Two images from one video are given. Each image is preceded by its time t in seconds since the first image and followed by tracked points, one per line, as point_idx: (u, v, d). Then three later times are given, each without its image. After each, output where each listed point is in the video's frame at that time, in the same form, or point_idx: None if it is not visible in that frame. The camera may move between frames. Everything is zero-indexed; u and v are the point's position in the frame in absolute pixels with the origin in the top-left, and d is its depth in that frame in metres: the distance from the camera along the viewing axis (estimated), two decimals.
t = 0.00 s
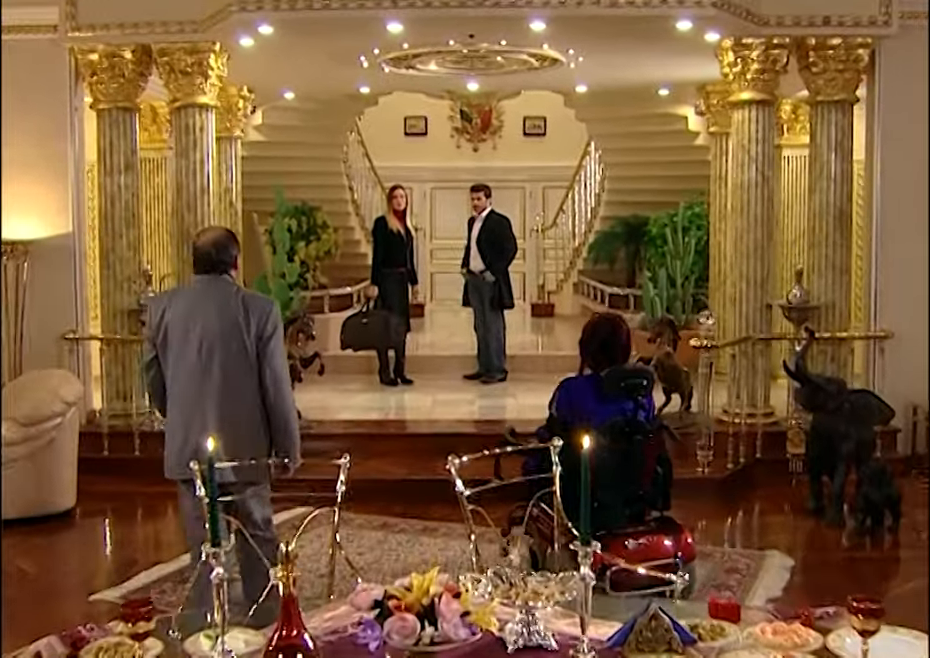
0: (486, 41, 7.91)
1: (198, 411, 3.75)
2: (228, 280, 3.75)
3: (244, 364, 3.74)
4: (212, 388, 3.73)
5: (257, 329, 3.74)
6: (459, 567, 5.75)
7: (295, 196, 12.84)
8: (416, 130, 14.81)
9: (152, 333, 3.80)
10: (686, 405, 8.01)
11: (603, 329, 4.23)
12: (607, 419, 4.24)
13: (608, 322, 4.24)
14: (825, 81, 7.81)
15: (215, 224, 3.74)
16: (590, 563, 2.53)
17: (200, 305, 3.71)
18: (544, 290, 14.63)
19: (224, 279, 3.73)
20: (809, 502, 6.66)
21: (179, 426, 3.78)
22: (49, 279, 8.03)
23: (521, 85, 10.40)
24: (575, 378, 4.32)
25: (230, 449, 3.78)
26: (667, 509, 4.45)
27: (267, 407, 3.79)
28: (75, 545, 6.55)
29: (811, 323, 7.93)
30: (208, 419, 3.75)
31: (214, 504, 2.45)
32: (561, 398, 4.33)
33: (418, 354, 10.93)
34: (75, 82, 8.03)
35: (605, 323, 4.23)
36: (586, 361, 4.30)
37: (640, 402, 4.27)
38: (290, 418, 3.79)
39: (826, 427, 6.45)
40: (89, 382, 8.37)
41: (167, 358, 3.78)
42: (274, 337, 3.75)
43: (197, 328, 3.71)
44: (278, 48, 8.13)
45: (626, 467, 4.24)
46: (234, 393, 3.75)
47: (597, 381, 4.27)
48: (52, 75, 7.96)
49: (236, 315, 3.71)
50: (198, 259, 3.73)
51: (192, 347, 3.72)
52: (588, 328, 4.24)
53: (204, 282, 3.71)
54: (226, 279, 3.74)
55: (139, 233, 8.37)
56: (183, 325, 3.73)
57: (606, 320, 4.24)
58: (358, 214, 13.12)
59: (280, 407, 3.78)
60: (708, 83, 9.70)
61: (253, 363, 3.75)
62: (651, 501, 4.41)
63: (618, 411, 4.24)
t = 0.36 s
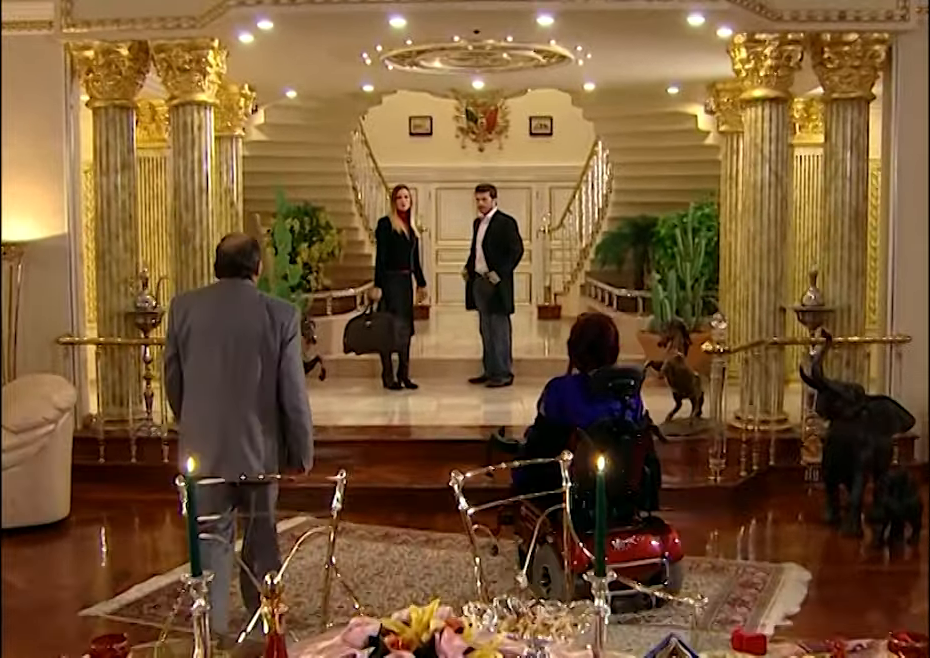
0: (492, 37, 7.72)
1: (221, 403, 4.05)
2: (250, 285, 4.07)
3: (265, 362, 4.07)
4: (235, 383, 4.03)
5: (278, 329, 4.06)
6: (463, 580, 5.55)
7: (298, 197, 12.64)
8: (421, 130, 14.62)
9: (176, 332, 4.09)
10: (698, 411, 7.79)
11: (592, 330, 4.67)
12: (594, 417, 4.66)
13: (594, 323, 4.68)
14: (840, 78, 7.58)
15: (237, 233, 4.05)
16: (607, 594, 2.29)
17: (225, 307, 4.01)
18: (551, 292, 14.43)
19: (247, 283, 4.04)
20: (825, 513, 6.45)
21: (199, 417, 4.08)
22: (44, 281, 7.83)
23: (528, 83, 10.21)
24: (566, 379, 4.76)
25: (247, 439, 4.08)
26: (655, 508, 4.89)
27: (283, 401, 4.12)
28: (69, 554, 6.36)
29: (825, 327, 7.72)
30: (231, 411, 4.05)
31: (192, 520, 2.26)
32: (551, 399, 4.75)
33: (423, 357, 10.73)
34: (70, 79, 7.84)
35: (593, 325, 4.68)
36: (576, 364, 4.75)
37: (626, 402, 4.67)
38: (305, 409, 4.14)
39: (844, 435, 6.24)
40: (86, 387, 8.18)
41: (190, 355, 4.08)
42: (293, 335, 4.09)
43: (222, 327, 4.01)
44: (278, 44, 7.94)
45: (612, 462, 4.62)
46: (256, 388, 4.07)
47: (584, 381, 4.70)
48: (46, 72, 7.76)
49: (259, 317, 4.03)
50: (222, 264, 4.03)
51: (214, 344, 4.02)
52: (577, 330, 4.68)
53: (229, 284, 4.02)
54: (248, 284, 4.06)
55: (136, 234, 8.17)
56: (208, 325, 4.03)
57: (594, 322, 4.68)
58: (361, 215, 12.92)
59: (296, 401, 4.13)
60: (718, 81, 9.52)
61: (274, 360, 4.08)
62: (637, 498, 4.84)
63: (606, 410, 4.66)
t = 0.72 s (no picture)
0: (494, 33, 7.55)
1: (233, 388, 4.30)
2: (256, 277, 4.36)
3: (273, 348, 4.36)
4: (247, 369, 4.29)
5: (285, 316, 4.36)
6: (465, 592, 5.37)
7: (299, 198, 12.48)
8: (423, 130, 14.45)
9: (186, 325, 4.33)
10: (705, 416, 7.61)
11: (578, 332, 4.75)
12: (579, 417, 4.77)
13: (580, 325, 4.76)
14: (851, 76, 7.43)
15: (240, 229, 4.37)
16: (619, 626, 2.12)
17: (235, 296, 4.30)
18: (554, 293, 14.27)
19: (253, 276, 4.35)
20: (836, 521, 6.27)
21: (212, 403, 4.33)
22: (36, 283, 7.66)
23: (531, 82, 10.04)
24: (552, 380, 4.86)
25: (259, 421, 4.34)
26: (641, 509, 4.94)
27: (289, 386, 4.42)
28: (61, 562, 6.20)
29: (835, 330, 7.55)
30: (243, 395, 4.31)
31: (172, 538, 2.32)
32: (536, 399, 4.86)
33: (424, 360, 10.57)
34: (63, 76, 7.66)
35: (578, 327, 4.75)
36: (562, 365, 4.84)
37: (611, 402, 4.77)
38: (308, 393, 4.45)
39: (857, 442, 6.06)
40: (79, 391, 8.02)
41: (200, 345, 4.33)
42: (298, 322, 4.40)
43: (234, 316, 4.29)
44: (276, 41, 7.76)
45: (598, 462, 4.70)
46: (265, 372, 4.34)
47: (569, 382, 4.80)
48: (39, 70, 7.58)
49: (267, 305, 4.33)
50: (227, 258, 4.32)
51: (227, 332, 4.30)
52: (562, 332, 4.77)
53: (237, 276, 4.30)
54: (254, 277, 4.35)
55: (131, 236, 8.02)
56: (219, 315, 4.30)
57: (580, 324, 4.76)
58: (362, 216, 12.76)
59: (301, 384, 4.43)
60: (725, 79, 9.35)
61: (281, 346, 4.37)
62: (624, 499, 4.90)
63: (591, 410, 4.76)
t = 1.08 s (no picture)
0: (496, 31, 7.43)
1: (217, 393, 4.22)
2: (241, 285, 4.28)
3: (258, 355, 4.26)
4: (229, 377, 4.21)
5: (269, 322, 4.26)
6: (466, 603, 5.24)
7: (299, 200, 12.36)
8: (425, 131, 14.34)
9: (172, 333, 4.29)
10: (710, 421, 7.48)
11: (564, 333, 4.84)
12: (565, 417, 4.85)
13: (566, 326, 4.85)
14: (860, 75, 7.29)
15: (228, 237, 4.29)
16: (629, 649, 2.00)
17: (219, 301, 4.23)
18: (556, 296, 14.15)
19: (237, 281, 4.26)
20: (844, 530, 6.14)
21: (197, 411, 4.26)
22: (29, 286, 7.53)
23: (534, 83, 9.93)
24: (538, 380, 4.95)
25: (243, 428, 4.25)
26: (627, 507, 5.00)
27: (276, 395, 4.31)
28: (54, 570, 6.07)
29: (843, 334, 7.42)
30: (227, 401, 4.22)
31: (153, 564, 2.34)
32: (522, 399, 4.95)
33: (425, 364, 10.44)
34: (58, 75, 7.56)
35: (565, 328, 4.84)
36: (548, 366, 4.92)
37: (596, 402, 4.86)
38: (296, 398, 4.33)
39: (866, 449, 5.93)
40: (74, 395, 7.90)
41: (187, 351, 4.27)
42: (284, 327, 4.29)
43: (217, 323, 4.22)
44: (274, 39, 7.65)
45: (584, 461, 4.79)
46: (249, 378, 4.24)
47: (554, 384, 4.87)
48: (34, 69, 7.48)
49: (250, 312, 4.24)
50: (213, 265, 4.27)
51: (210, 340, 4.23)
52: (549, 333, 4.86)
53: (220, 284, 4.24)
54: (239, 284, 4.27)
55: (126, 238, 7.90)
56: (202, 323, 4.24)
57: (567, 325, 4.85)
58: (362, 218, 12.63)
59: (288, 390, 4.31)
60: (730, 79, 9.23)
61: (266, 352, 4.27)
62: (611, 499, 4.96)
63: (577, 410, 4.86)
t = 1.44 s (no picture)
0: (499, 31, 7.35)
1: (211, 376, 4.79)
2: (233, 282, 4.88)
3: (249, 343, 4.84)
4: (224, 361, 4.79)
5: (257, 311, 4.86)
6: (468, 612, 5.15)
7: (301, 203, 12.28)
8: (427, 134, 14.25)
9: (170, 325, 4.86)
10: (716, 427, 7.39)
11: (553, 335, 4.93)
12: (555, 417, 4.95)
13: (556, 328, 4.94)
14: (867, 76, 7.20)
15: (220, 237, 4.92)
16: None
17: (213, 294, 4.82)
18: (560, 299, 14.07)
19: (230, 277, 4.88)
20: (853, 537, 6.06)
21: (194, 392, 4.82)
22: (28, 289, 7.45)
23: (537, 84, 9.86)
24: (526, 379, 5.03)
25: (237, 406, 4.80)
26: (614, 501, 5.16)
27: (266, 379, 4.89)
28: (52, 577, 5.99)
29: (850, 337, 7.34)
30: (220, 382, 4.79)
31: (138, 564, 2.35)
32: (512, 398, 5.02)
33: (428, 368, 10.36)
34: (57, 77, 7.48)
35: (554, 329, 4.93)
36: (537, 367, 5.00)
37: (584, 401, 4.98)
38: (283, 380, 4.91)
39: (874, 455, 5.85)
40: (73, 399, 7.83)
41: (184, 340, 4.84)
42: (271, 317, 4.89)
43: (213, 314, 4.81)
44: (275, 40, 7.57)
45: (573, 459, 4.95)
46: (241, 362, 4.81)
47: (545, 384, 4.96)
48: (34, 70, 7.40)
49: (241, 304, 4.84)
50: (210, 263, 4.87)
51: (206, 329, 4.81)
52: (538, 334, 4.94)
53: (215, 279, 4.84)
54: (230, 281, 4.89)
55: (126, 241, 7.81)
56: (199, 314, 4.82)
57: (557, 326, 4.94)
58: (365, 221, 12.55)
59: (275, 372, 4.90)
60: (735, 80, 9.14)
61: (255, 338, 4.86)
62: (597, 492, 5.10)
63: (565, 409, 4.97)
